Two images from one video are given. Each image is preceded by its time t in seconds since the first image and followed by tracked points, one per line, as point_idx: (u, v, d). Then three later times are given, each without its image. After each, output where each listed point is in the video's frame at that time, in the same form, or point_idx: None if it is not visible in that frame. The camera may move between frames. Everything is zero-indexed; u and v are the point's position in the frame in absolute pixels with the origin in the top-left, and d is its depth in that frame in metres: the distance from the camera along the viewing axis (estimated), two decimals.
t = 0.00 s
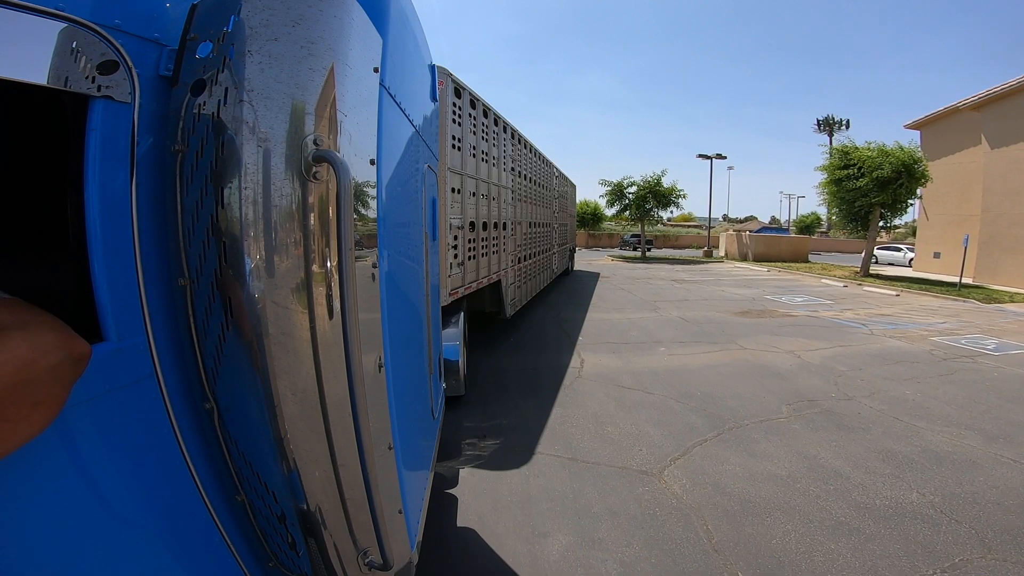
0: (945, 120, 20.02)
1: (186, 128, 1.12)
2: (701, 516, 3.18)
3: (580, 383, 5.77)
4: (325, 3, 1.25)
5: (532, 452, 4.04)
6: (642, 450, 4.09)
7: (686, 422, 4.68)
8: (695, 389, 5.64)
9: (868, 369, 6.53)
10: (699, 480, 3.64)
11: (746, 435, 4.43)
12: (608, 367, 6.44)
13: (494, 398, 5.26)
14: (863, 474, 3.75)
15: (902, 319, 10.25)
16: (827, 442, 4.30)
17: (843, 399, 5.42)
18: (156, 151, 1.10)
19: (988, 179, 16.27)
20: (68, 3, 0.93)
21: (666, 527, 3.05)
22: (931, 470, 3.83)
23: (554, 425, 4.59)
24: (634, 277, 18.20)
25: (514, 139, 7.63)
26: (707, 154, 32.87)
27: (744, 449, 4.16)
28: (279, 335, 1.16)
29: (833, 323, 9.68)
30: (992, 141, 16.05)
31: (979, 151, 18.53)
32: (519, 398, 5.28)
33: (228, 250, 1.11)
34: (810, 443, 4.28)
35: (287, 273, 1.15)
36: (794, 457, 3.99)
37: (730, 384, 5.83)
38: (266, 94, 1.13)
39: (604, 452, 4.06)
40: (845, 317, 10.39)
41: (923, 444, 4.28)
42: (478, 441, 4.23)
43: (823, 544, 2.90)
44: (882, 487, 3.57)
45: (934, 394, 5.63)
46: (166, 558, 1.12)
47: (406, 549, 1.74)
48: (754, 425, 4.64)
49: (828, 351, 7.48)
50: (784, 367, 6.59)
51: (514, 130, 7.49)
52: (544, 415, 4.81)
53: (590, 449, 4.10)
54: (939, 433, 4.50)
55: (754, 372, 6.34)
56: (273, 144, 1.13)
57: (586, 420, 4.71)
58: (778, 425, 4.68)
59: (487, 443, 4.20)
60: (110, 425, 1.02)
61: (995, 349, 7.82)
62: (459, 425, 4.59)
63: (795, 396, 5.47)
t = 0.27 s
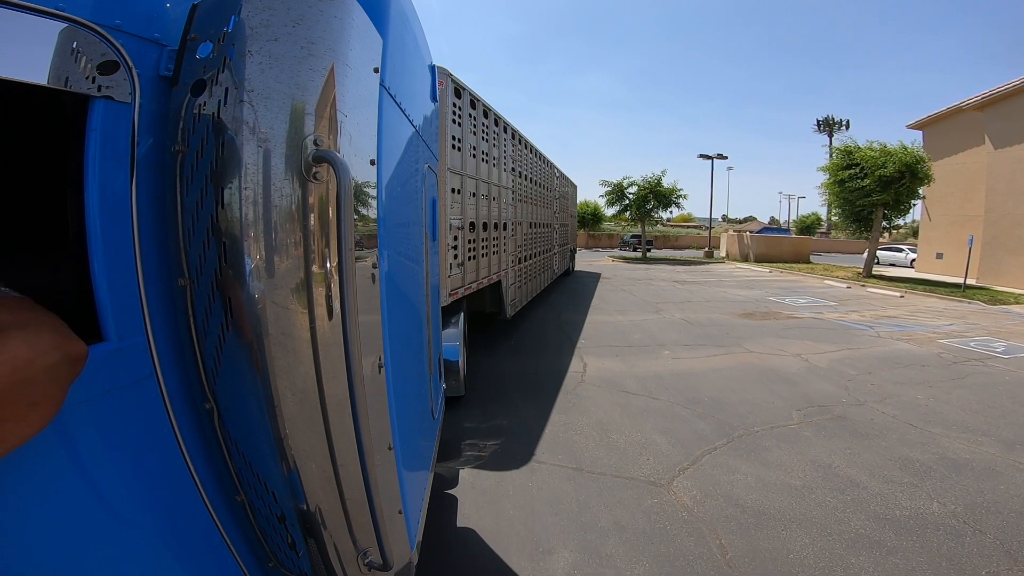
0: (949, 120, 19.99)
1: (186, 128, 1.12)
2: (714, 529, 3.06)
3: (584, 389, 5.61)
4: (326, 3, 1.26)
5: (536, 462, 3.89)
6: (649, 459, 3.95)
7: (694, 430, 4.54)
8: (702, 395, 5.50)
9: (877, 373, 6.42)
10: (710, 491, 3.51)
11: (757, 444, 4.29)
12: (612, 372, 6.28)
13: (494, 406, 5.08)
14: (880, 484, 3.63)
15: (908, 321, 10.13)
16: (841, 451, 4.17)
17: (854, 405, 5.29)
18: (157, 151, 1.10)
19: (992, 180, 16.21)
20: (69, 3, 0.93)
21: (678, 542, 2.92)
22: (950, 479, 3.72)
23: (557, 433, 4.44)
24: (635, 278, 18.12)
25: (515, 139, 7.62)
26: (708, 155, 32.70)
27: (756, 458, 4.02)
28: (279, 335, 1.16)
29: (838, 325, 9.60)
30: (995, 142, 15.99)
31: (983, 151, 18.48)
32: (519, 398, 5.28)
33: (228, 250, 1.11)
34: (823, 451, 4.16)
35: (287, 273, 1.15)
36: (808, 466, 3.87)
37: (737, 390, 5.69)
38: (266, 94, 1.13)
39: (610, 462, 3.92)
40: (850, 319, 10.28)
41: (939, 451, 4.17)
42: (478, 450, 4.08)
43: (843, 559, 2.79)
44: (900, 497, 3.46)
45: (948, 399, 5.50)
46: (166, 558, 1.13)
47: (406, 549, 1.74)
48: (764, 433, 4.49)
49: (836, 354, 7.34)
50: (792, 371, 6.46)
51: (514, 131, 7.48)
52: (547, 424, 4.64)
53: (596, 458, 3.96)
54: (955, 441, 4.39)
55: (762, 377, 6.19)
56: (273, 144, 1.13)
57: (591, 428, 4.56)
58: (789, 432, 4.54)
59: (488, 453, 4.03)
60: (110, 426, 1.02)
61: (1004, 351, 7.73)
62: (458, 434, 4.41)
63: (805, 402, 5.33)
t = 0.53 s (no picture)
0: (952, 120, 19.95)
1: (186, 128, 1.12)
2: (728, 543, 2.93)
3: (587, 394, 5.45)
4: (326, 4, 1.26)
5: (539, 472, 3.73)
6: (657, 468, 3.81)
7: (703, 437, 4.39)
8: (708, 401, 5.34)
9: (887, 377, 6.29)
10: (722, 503, 3.37)
11: (768, 451, 4.16)
12: (616, 376, 6.13)
13: (494, 413, 4.89)
14: (899, 494, 3.52)
15: (914, 323, 10.01)
16: (857, 459, 4.04)
17: (867, 410, 5.15)
18: (156, 151, 1.10)
19: (995, 180, 16.15)
20: (69, 3, 0.93)
21: (690, 558, 2.79)
22: (971, 488, 3.60)
23: (560, 442, 4.27)
24: (636, 279, 18.03)
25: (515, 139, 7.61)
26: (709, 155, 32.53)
27: (768, 467, 3.89)
28: (279, 336, 1.16)
29: (843, 326, 9.50)
30: (999, 142, 15.94)
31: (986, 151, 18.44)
32: (519, 398, 5.28)
33: (228, 250, 1.11)
34: (837, 459, 4.04)
35: (287, 273, 1.15)
36: (823, 475, 3.75)
37: (744, 394, 5.54)
38: (266, 95, 1.13)
39: (616, 472, 3.78)
40: (856, 320, 10.15)
41: (958, 459, 4.06)
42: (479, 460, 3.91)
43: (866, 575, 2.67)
44: (921, 507, 3.34)
45: (961, 404, 5.38)
46: (166, 559, 1.13)
47: (406, 549, 1.74)
48: (775, 440, 4.35)
49: (844, 357, 7.21)
50: (799, 375, 6.32)
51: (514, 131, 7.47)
52: (549, 432, 4.46)
53: (601, 468, 3.81)
54: (972, 447, 4.28)
55: (770, 382, 6.03)
56: (273, 145, 1.13)
57: (595, 436, 4.40)
58: (801, 439, 4.41)
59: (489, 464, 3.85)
60: (110, 426, 1.02)
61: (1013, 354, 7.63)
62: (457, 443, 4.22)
63: (815, 407, 5.19)
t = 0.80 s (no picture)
0: (954, 120, 19.93)
1: (186, 128, 1.12)
2: (743, 558, 2.81)
3: (592, 400, 5.30)
4: (326, 4, 1.26)
5: (543, 483, 3.59)
6: (666, 479, 3.68)
7: (712, 445, 4.26)
8: (716, 407, 5.20)
9: (898, 381, 6.16)
10: (735, 515, 3.24)
11: (782, 460, 4.03)
12: (620, 381, 5.97)
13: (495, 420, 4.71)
14: (919, 503, 3.41)
15: (920, 325, 9.91)
16: (873, 467, 3.92)
17: (879, 416, 5.02)
18: (156, 151, 1.10)
19: (999, 180, 16.08)
20: (69, 3, 0.93)
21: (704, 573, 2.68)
22: (993, 497, 3.49)
23: (564, 451, 4.12)
24: (638, 280, 17.95)
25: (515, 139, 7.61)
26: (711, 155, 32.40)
27: (782, 476, 3.77)
28: (279, 336, 1.16)
29: (848, 328, 9.41)
30: (1003, 142, 15.88)
31: (989, 151, 18.41)
32: (519, 399, 5.29)
33: (228, 250, 1.11)
34: (853, 467, 3.91)
35: (287, 273, 1.15)
36: (838, 484, 3.63)
37: (750, 398, 5.45)
38: (266, 95, 1.13)
39: (624, 482, 3.63)
40: (861, 322, 10.04)
41: (976, 467, 3.95)
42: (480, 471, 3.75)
43: None
44: (943, 517, 3.24)
45: (975, 409, 5.27)
46: (165, 559, 1.12)
47: (406, 549, 1.73)
48: (787, 448, 4.22)
49: (851, 360, 7.08)
50: (808, 380, 6.17)
51: (514, 131, 7.47)
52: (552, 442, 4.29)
53: (608, 479, 3.67)
54: (988, 454, 4.19)
55: (778, 387, 5.89)
56: (273, 145, 1.13)
57: (601, 444, 4.26)
58: (814, 447, 4.28)
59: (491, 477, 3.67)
60: (110, 426, 1.02)
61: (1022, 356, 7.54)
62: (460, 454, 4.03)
63: (827, 413, 5.06)
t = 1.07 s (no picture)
0: (957, 120, 19.90)
1: (186, 128, 1.12)
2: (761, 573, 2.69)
3: (595, 405, 5.13)
4: (326, 4, 1.26)
5: (546, 494, 3.43)
6: (676, 489, 3.53)
7: (722, 452, 4.12)
8: (724, 411, 5.05)
9: (909, 385, 6.02)
10: (749, 527, 3.10)
11: (795, 468, 3.89)
12: (624, 385, 5.81)
13: (497, 428, 4.52)
14: (940, 512, 3.29)
15: (926, 326, 9.78)
16: (890, 475, 3.79)
17: (892, 420, 4.89)
18: (157, 151, 1.10)
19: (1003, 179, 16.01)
20: (69, 3, 0.93)
21: None
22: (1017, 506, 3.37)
23: (569, 460, 3.95)
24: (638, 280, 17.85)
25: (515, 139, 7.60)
26: (711, 155, 32.33)
27: (797, 484, 3.63)
28: (279, 336, 1.16)
29: (854, 329, 9.31)
30: (1006, 142, 15.82)
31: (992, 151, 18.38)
32: (518, 399, 5.29)
33: (228, 250, 1.11)
34: (870, 476, 3.78)
35: (287, 273, 1.15)
36: (856, 493, 3.50)
37: (754, 400, 5.40)
38: (266, 94, 1.13)
39: (631, 493, 3.49)
40: (867, 323, 9.92)
41: (997, 473, 3.83)
42: (482, 482, 3.58)
43: None
44: (966, 526, 3.13)
45: (990, 413, 5.14)
46: (165, 559, 1.12)
47: (406, 549, 1.73)
48: (801, 456, 4.07)
49: (859, 363, 6.95)
50: (816, 383, 6.04)
51: (514, 131, 7.46)
52: (556, 450, 4.11)
53: (615, 490, 3.52)
54: (1007, 460, 4.07)
55: (787, 390, 5.74)
56: (273, 145, 1.13)
57: (606, 452, 4.10)
58: (828, 454, 4.14)
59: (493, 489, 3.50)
60: (109, 426, 1.02)
61: None
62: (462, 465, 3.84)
63: (839, 419, 4.91)
